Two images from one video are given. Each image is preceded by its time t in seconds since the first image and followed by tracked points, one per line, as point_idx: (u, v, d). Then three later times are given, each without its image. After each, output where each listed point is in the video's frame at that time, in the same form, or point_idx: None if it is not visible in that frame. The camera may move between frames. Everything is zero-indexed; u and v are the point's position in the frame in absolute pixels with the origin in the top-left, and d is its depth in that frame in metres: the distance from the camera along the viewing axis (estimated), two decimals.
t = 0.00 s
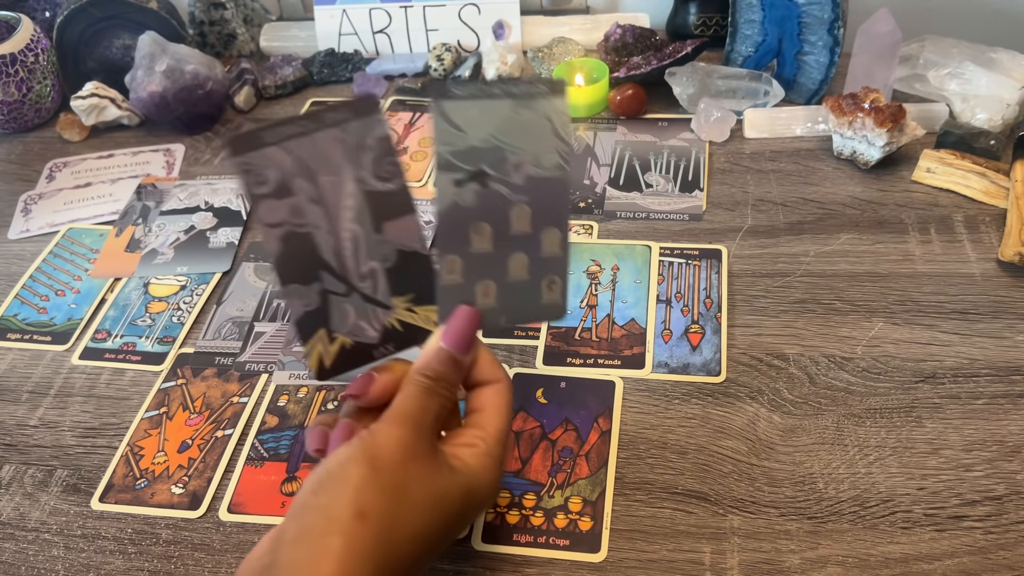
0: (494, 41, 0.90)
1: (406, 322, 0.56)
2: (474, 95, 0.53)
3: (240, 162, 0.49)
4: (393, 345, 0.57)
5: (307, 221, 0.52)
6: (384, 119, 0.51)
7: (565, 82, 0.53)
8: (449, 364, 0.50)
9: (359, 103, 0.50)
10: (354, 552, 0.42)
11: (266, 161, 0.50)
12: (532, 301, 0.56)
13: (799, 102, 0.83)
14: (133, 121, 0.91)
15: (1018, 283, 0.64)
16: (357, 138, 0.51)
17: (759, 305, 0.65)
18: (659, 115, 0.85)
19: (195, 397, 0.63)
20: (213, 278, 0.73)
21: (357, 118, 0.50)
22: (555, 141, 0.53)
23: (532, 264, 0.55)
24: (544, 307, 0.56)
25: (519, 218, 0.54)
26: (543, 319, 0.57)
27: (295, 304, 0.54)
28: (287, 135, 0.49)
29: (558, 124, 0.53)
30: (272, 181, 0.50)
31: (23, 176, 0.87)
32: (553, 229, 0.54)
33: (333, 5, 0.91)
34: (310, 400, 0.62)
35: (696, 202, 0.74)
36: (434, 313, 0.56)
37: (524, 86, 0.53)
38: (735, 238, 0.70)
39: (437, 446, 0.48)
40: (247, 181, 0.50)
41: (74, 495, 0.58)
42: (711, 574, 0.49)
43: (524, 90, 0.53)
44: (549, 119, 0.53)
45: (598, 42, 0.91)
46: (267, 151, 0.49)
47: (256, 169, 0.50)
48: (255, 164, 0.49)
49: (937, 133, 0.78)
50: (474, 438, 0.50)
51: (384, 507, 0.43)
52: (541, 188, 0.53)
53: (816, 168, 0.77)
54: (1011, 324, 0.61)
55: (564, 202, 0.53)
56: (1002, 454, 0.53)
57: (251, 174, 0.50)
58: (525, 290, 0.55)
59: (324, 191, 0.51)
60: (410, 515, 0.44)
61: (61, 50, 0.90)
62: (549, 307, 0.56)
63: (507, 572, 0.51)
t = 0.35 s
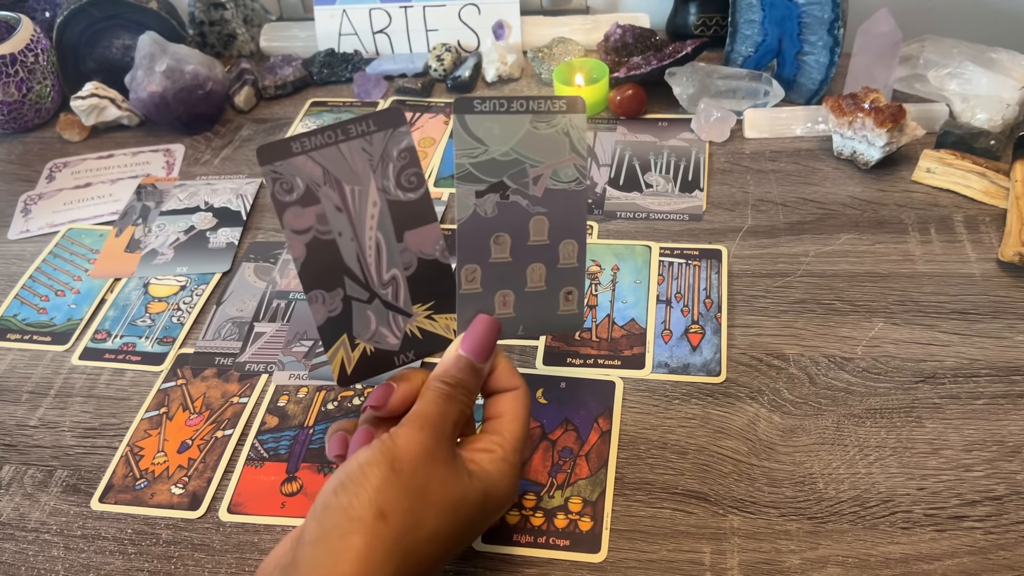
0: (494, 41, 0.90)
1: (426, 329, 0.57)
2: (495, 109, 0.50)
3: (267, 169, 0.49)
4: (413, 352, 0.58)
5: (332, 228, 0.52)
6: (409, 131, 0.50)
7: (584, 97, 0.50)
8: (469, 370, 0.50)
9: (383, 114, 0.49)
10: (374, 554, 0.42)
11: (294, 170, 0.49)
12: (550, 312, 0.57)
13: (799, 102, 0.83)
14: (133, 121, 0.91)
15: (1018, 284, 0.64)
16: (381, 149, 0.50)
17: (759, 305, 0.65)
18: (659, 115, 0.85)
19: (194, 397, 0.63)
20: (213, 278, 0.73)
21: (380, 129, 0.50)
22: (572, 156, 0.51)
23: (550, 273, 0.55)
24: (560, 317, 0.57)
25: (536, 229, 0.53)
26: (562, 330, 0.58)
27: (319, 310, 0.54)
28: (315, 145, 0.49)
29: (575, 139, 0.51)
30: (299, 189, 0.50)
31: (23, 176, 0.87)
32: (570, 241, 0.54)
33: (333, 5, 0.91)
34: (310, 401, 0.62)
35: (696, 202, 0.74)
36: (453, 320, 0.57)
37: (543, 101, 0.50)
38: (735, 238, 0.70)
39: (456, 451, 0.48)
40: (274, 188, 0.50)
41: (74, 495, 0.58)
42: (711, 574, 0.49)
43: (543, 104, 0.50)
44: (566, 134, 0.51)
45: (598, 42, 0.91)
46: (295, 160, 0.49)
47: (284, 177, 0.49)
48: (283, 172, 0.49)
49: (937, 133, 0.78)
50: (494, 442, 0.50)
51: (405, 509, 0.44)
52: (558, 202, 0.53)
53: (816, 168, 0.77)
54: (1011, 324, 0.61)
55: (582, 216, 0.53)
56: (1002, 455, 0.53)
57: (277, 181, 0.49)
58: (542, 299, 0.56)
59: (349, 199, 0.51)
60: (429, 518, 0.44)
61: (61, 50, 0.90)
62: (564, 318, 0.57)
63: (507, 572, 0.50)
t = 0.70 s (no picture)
0: (494, 41, 0.90)
1: (424, 335, 0.58)
2: (478, 110, 0.51)
3: (250, 189, 0.50)
4: (412, 360, 0.58)
5: (321, 242, 0.52)
6: (389, 139, 0.51)
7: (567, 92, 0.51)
8: (468, 376, 0.50)
9: (361, 125, 0.50)
10: (376, 562, 0.42)
11: (277, 187, 0.50)
12: (549, 310, 0.58)
13: (799, 102, 0.83)
14: (133, 121, 0.91)
15: (1018, 283, 0.64)
16: (363, 159, 0.51)
17: (759, 305, 0.65)
18: (659, 115, 0.85)
19: (194, 397, 0.63)
20: (213, 278, 0.73)
21: (360, 140, 0.50)
22: (559, 151, 0.52)
23: (547, 271, 0.57)
24: (560, 313, 0.59)
25: (529, 228, 0.55)
26: (562, 328, 0.60)
27: (314, 324, 0.55)
28: (297, 161, 0.50)
29: (560, 134, 0.52)
30: (284, 206, 0.51)
31: (23, 176, 0.87)
32: (565, 237, 0.56)
33: (333, 5, 0.91)
34: (310, 401, 0.62)
35: (696, 202, 0.74)
36: (451, 325, 0.58)
37: (526, 98, 0.51)
38: (735, 238, 0.70)
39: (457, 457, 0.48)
40: (259, 206, 0.50)
41: (74, 495, 0.58)
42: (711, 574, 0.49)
43: (526, 102, 0.51)
44: (551, 129, 0.52)
45: (598, 42, 0.91)
46: (278, 177, 0.50)
47: (268, 195, 0.50)
48: (267, 190, 0.50)
49: (937, 133, 0.78)
50: (495, 448, 0.50)
51: (406, 517, 0.44)
52: (547, 198, 0.54)
53: (816, 168, 0.77)
54: (1011, 324, 0.61)
55: (573, 210, 0.55)
56: (1002, 455, 0.53)
57: (262, 200, 0.50)
58: (539, 297, 0.58)
59: (335, 211, 0.52)
60: (431, 525, 0.44)
61: (61, 50, 0.90)
62: (566, 315, 0.59)
63: (508, 572, 0.50)
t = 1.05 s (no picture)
0: (494, 41, 0.90)
1: (391, 326, 0.58)
2: (433, 97, 0.51)
3: (208, 187, 0.49)
4: (381, 350, 0.59)
5: (282, 237, 0.52)
6: (346, 130, 0.51)
7: (521, 76, 0.51)
8: (438, 363, 0.50)
9: (318, 118, 0.50)
10: (350, 552, 0.43)
11: (235, 184, 0.49)
12: (514, 294, 0.59)
13: (799, 102, 0.83)
14: (133, 121, 0.91)
15: (1018, 284, 0.64)
16: (321, 151, 0.50)
17: (759, 305, 0.65)
18: (659, 115, 0.85)
19: (194, 397, 0.63)
20: (213, 278, 0.73)
21: (317, 132, 0.50)
22: (516, 136, 0.53)
23: (510, 256, 0.57)
24: (526, 296, 0.59)
25: (491, 213, 0.55)
26: (528, 311, 0.60)
27: (280, 320, 0.54)
28: (253, 157, 0.49)
29: (517, 119, 0.52)
30: (244, 203, 0.50)
31: (23, 176, 0.87)
32: (527, 220, 0.56)
33: (333, 5, 0.91)
34: (309, 400, 0.62)
35: (696, 202, 0.74)
36: (418, 314, 0.58)
37: (481, 84, 0.51)
38: (735, 238, 0.70)
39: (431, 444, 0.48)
40: (217, 205, 0.50)
41: (74, 495, 0.58)
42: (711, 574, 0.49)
43: (481, 88, 0.51)
44: (508, 114, 0.52)
45: (598, 42, 0.91)
46: (236, 174, 0.49)
47: (226, 193, 0.49)
48: (224, 187, 0.49)
49: (937, 133, 0.78)
50: (469, 432, 0.50)
51: (379, 506, 0.44)
52: (507, 182, 0.54)
53: (816, 168, 0.77)
54: (1011, 324, 0.61)
55: (533, 193, 0.55)
56: (1002, 455, 0.53)
57: (220, 198, 0.49)
58: (503, 283, 0.58)
59: (296, 206, 0.51)
60: (405, 513, 0.45)
61: (61, 50, 0.90)
62: (532, 298, 0.59)
63: (508, 572, 0.50)
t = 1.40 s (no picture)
0: (494, 41, 0.90)
1: (405, 323, 0.58)
2: (450, 98, 0.51)
3: (227, 184, 0.49)
4: (395, 348, 0.58)
5: (299, 235, 0.52)
6: (364, 130, 0.51)
7: (535, 79, 0.51)
8: (450, 361, 0.50)
9: (336, 117, 0.50)
10: (365, 547, 0.43)
11: (253, 181, 0.50)
12: (526, 295, 0.59)
13: (799, 102, 0.83)
14: (133, 121, 0.91)
15: (1018, 284, 0.64)
16: (338, 150, 0.51)
17: (759, 305, 0.65)
18: (659, 115, 0.85)
19: (194, 397, 0.63)
20: (213, 278, 0.73)
21: (335, 131, 0.50)
22: (531, 137, 0.53)
23: (523, 256, 0.57)
24: (537, 297, 0.59)
25: (505, 214, 0.55)
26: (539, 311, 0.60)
27: (296, 317, 0.54)
28: (272, 154, 0.49)
29: (531, 121, 0.52)
30: (262, 200, 0.50)
31: (23, 176, 0.87)
32: (540, 221, 0.56)
33: (333, 5, 0.91)
34: (310, 401, 0.62)
35: (696, 202, 0.74)
36: (431, 312, 0.58)
37: (496, 86, 0.51)
38: (735, 238, 0.70)
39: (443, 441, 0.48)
40: (236, 201, 0.50)
41: (74, 495, 0.58)
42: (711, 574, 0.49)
43: (496, 90, 0.51)
44: (522, 117, 0.52)
45: (598, 42, 0.91)
46: (254, 171, 0.49)
47: (245, 189, 0.50)
48: (243, 184, 0.49)
49: (937, 133, 0.78)
50: (479, 430, 0.50)
51: (393, 502, 0.44)
52: (521, 184, 0.54)
53: (816, 168, 0.77)
54: (1010, 324, 0.61)
55: (546, 195, 0.55)
56: (1002, 455, 0.53)
57: (239, 194, 0.49)
58: (515, 283, 0.58)
59: (314, 204, 0.51)
60: (418, 509, 0.45)
61: (60, 50, 0.90)
62: (542, 299, 0.59)
63: (508, 572, 0.50)
